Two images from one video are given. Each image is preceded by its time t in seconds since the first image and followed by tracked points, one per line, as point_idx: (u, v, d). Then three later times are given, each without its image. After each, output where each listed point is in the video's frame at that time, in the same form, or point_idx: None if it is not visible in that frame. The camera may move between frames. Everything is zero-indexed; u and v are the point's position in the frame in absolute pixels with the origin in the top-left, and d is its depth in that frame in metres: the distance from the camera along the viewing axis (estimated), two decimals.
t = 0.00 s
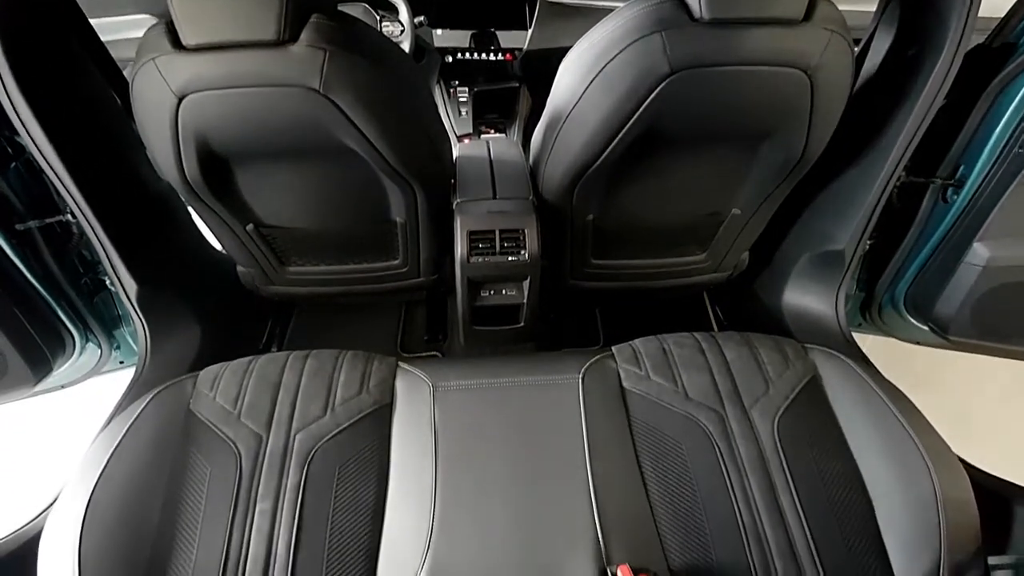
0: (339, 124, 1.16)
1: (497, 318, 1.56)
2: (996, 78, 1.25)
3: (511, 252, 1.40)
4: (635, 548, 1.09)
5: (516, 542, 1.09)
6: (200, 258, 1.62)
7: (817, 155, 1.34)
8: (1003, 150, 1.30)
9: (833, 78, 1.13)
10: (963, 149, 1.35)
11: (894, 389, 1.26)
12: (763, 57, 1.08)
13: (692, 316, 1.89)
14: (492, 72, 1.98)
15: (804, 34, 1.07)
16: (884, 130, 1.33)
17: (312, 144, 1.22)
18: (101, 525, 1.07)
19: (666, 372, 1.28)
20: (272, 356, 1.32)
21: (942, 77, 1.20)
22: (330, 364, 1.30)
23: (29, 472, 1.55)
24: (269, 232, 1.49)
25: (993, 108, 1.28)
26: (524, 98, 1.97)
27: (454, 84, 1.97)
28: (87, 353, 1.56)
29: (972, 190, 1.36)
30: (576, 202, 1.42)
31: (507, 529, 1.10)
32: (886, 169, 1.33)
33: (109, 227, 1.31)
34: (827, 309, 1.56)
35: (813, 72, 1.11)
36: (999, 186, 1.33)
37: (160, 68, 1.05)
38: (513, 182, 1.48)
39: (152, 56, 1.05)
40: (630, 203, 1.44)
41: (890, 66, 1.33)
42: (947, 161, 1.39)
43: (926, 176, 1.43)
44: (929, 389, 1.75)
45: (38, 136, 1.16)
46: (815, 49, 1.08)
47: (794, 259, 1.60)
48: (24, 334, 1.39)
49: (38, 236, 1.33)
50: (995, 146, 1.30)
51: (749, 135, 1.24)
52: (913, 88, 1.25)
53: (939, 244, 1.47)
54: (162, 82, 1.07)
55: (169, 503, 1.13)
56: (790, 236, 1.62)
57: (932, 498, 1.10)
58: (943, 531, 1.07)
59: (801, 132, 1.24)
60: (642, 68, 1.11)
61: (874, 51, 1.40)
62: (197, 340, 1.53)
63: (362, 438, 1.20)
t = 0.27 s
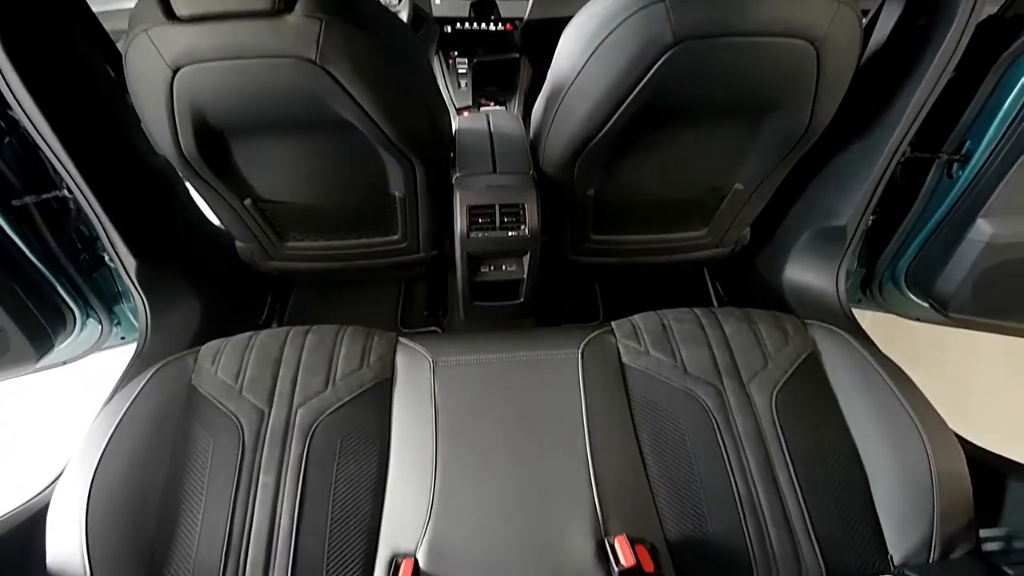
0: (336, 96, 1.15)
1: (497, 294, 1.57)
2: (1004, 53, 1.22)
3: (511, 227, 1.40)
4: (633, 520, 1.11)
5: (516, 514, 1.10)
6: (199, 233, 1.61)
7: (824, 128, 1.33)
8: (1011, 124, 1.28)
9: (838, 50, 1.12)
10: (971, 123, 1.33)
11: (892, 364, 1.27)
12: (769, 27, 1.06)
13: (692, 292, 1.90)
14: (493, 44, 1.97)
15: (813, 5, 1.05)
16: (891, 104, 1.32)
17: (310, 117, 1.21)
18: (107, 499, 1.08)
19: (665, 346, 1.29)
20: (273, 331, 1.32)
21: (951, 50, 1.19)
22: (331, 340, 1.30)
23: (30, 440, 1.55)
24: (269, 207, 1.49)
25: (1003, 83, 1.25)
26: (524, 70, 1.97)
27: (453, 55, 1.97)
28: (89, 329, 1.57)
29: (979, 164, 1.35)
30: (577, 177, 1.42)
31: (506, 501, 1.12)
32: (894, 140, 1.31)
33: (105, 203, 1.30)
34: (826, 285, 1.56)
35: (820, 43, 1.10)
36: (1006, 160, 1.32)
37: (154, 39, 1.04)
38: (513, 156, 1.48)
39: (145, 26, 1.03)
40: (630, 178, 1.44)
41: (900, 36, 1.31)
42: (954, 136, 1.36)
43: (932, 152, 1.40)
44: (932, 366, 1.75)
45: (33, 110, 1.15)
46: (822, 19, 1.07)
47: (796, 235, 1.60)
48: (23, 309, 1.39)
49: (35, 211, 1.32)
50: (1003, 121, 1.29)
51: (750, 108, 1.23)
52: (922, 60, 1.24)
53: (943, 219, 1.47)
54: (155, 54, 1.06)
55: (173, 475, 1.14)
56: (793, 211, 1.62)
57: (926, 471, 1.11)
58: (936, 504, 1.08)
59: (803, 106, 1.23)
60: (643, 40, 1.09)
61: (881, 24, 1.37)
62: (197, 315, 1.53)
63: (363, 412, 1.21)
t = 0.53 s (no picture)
0: (334, 70, 1.14)
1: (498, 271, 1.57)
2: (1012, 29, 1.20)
3: (511, 203, 1.40)
4: (632, 493, 1.12)
5: (516, 489, 1.12)
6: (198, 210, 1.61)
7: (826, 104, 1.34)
8: (1017, 102, 1.26)
9: (844, 23, 1.10)
10: (977, 100, 1.31)
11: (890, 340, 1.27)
12: None
13: (692, 268, 1.90)
14: (493, 16, 2.00)
15: None
16: (894, 78, 1.30)
17: (308, 90, 1.20)
18: (112, 474, 1.09)
19: (665, 323, 1.29)
20: (273, 308, 1.33)
21: (960, 23, 1.16)
22: (331, 316, 1.31)
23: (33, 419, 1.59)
24: (269, 184, 1.49)
25: (1010, 60, 1.24)
26: (524, 41, 1.98)
27: (452, 27, 1.97)
28: (89, 307, 1.59)
29: (984, 140, 1.34)
30: (578, 151, 1.41)
31: (507, 476, 1.13)
32: (900, 116, 1.30)
33: (102, 181, 1.31)
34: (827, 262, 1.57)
35: (827, 14, 1.06)
36: (1011, 138, 1.30)
37: (147, 12, 1.02)
38: (513, 132, 1.47)
39: None
40: (631, 153, 1.43)
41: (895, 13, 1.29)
42: (960, 111, 1.35)
43: (939, 127, 1.39)
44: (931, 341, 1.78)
45: (25, 87, 1.14)
46: None
47: (800, 211, 1.60)
48: (23, 287, 1.40)
49: (31, 189, 1.31)
50: (1009, 98, 1.26)
51: (753, 80, 1.22)
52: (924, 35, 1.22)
53: (947, 195, 1.46)
54: (148, 28, 1.04)
55: (177, 450, 1.15)
56: (797, 186, 1.61)
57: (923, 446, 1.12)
58: (931, 479, 1.10)
59: (806, 82, 1.22)
60: (646, 13, 1.07)
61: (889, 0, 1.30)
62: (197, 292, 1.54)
63: (365, 388, 1.22)
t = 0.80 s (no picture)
0: (332, 46, 1.13)
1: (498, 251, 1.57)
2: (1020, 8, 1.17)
3: (511, 181, 1.40)
4: (631, 472, 1.13)
5: (516, 467, 1.12)
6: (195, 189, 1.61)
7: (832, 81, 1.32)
8: None
9: None
10: (985, 78, 1.29)
11: (890, 320, 1.28)
12: None
13: (692, 248, 1.90)
14: None
15: None
16: (901, 56, 1.29)
17: (306, 66, 1.19)
18: (115, 453, 1.10)
19: (665, 303, 1.29)
20: (273, 289, 1.33)
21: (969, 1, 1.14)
22: (332, 296, 1.31)
23: (36, 400, 1.60)
24: (268, 162, 1.48)
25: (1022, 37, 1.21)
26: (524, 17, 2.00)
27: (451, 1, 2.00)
28: (89, 287, 1.59)
29: (991, 120, 1.32)
30: (580, 128, 1.40)
31: (507, 454, 1.14)
32: (907, 93, 1.28)
33: (99, 161, 1.31)
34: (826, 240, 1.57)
35: None
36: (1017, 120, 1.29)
37: None
38: (514, 109, 1.46)
39: None
40: (633, 132, 1.43)
41: None
42: (968, 89, 1.33)
43: (946, 105, 1.38)
44: (926, 323, 1.81)
45: (19, 64, 1.13)
46: None
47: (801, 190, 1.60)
48: (22, 269, 1.39)
49: (27, 167, 1.30)
50: (1017, 78, 1.25)
51: (756, 57, 1.20)
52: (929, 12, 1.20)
53: (951, 174, 1.45)
54: (143, 4, 1.02)
55: (180, 428, 1.16)
56: (800, 164, 1.61)
57: (920, 425, 1.13)
58: (927, 456, 1.11)
59: (809, 59, 1.21)
60: None
61: None
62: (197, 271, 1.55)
63: (365, 367, 1.23)
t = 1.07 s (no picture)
0: (332, 26, 1.12)
1: (498, 233, 1.57)
2: None
3: (511, 163, 1.40)
4: (630, 453, 1.14)
5: (516, 448, 1.13)
6: (193, 171, 1.60)
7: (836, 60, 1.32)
8: None
9: None
10: (991, 59, 1.29)
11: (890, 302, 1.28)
12: None
13: (692, 230, 1.90)
14: None
15: None
16: (906, 35, 1.28)
17: (306, 45, 1.18)
18: (117, 434, 1.11)
19: (665, 285, 1.30)
20: (272, 272, 1.33)
21: None
22: (332, 279, 1.32)
23: (35, 390, 1.61)
24: (266, 143, 1.48)
25: None
26: None
27: None
28: (88, 272, 1.59)
29: (998, 100, 1.31)
30: (581, 108, 1.40)
31: (507, 435, 1.14)
32: (913, 71, 1.27)
33: (96, 143, 1.30)
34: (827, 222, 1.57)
35: None
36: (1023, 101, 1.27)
37: None
38: (514, 89, 1.46)
39: None
40: (633, 113, 1.42)
41: None
42: (974, 70, 1.33)
43: (951, 86, 1.37)
44: (926, 305, 1.82)
45: (16, 48, 1.12)
46: None
47: (804, 174, 1.61)
48: (21, 253, 1.39)
49: (24, 151, 1.29)
50: None
51: (758, 36, 1.20)
52: None
53: (957, 154, 1.44)
54: None
55: (181, 411, 1.16)
56: (803, 145, 1.60)
57: (918, 406, 1.13)
58: (925, 438, 1.11)
59: (811, 39, 1.20)
60: None
61: None
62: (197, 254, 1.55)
63: (366, 349, 1.23)
